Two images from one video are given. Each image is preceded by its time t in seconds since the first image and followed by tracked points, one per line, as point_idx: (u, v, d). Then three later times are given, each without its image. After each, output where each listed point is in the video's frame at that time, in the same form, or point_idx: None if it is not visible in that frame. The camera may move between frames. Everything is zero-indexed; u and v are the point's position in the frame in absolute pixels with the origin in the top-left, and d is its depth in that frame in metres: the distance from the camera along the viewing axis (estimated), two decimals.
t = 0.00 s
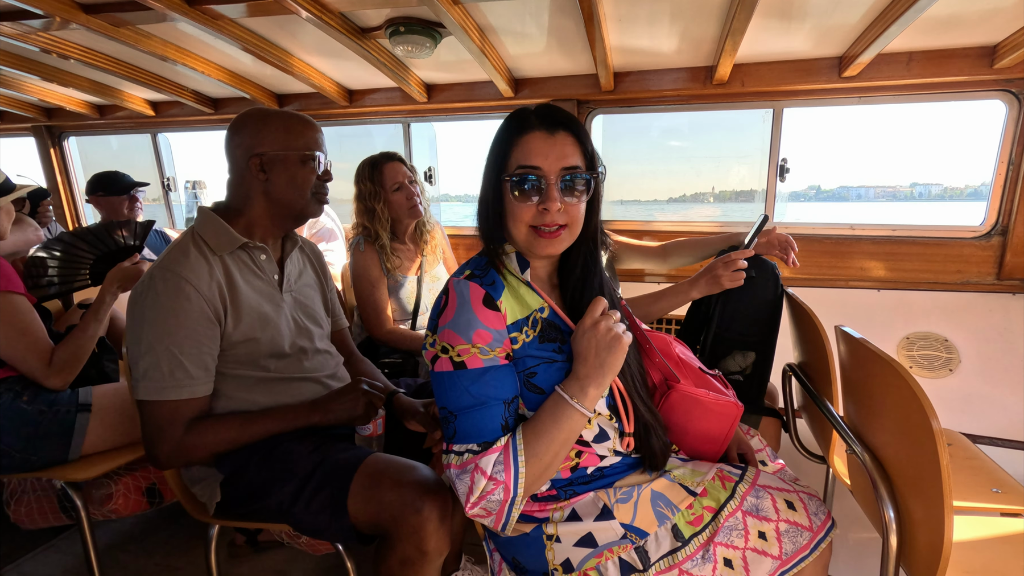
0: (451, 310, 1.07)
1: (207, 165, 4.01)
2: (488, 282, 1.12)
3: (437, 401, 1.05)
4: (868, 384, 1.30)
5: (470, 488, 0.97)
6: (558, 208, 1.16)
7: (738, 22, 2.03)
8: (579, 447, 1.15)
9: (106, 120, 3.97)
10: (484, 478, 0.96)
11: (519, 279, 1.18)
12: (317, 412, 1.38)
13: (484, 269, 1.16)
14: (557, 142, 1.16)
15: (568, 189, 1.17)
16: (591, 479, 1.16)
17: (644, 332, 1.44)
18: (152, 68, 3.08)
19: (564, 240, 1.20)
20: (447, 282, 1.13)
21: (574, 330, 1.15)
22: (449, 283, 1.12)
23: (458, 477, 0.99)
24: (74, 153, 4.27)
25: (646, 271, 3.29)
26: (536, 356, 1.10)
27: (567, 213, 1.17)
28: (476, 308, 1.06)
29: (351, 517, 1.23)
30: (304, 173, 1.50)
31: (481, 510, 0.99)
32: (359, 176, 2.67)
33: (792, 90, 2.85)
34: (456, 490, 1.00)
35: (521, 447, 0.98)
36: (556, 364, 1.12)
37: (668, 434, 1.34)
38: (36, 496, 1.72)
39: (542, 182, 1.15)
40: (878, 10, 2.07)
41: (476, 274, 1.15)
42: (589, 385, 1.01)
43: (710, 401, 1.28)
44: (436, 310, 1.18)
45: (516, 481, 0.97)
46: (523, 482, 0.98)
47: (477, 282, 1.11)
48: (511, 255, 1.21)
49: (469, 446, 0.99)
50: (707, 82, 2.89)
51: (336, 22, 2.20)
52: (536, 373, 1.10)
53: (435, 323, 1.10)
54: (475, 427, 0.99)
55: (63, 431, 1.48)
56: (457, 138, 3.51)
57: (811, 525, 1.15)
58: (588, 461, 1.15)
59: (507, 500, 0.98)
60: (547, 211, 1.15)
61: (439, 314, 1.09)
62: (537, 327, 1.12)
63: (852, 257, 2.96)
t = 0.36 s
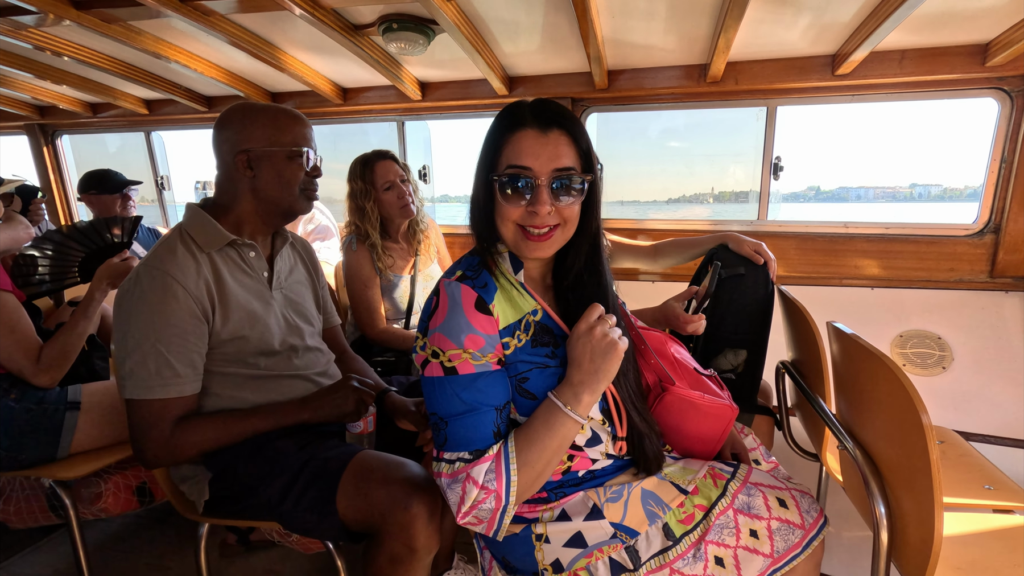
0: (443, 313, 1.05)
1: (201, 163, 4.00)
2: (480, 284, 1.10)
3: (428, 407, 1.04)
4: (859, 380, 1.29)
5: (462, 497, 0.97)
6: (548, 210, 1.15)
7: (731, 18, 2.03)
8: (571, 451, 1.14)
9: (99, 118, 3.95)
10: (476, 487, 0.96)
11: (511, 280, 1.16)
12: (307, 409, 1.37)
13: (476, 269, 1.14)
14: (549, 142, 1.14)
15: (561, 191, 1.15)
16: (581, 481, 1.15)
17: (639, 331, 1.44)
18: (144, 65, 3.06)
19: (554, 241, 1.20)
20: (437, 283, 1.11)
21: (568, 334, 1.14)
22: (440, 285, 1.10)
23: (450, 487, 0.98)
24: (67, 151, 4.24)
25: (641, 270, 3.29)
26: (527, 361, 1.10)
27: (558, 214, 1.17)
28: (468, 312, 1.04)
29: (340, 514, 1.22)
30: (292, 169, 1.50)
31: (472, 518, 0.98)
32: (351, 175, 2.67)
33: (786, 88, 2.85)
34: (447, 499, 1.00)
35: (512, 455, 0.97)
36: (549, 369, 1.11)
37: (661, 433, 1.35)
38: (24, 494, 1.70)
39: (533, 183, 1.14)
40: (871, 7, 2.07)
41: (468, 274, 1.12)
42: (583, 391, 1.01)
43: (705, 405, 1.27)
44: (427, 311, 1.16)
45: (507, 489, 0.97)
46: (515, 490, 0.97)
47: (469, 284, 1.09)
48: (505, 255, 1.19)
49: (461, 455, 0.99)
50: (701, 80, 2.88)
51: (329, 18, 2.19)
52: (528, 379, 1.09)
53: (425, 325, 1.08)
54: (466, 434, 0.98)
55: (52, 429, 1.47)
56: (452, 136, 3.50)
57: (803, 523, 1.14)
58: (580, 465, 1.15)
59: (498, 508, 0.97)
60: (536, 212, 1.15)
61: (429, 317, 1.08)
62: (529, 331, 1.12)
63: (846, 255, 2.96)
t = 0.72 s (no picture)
0: (441, 323, 1.05)
1: (200, 169, 4.01)
2: (478, 294, 1.10)
3: (426, 418, 1.03)
4: (858, 385, 1.30)
5: (461, 509, 0.97)
6: (545, 218, 1.16)
7: (728, 26, 2.04)
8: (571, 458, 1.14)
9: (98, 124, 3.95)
10: (475, 500, 0.96)
11: (509, 288, 1.17)
12: (306, 416, 1.36)
13: (474, 279, 1.14)
14: (546, 150, 1.15)
15: (557, 199, 1.16)
16: (581, 487, 1.14)
17: (636, 338, 1.45)
18: (144, 72, 3.07)
19: (551, 249, 1.21)
20: (435, 293, 1.11)
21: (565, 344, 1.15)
22: (438, 294, 1.09)
23: (449, 498, 0.98)
24: (66, 158, 4.25)
25: (639, 276, 3.30)
26: (526, 371, 1.10)
27: (555, 222, 1.18)
28: (466, 323, 1.04)
29: (339, 521, 1.22)
30: (290, 175, 1.50)
31: (472, 530, 0.98)
32: (355, 179, 2.68)
33: (783, 95, 2.87)
34: (446, 510, 1.00)
35: (512, 466, 0.97)
36: (547, 380, 1.11)
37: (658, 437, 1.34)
38: (21, 502, 1.71)
39: (529, 191, 1.14)
40: (866, 15, 2.09)
41: (465, 284, 1.12)
42: (581, 402, 1.00)
43: (702, 411, 1.27)
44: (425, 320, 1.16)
45: (507, 501, 0.97)
46: (515, 500, 0.97)
47: (467, 295, 1.09)
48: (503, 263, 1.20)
49: (460, 466, 0.98)
50: (698, 87, 2.90)
51: (328, 26, 2.20)
52: (527, 389, 1.09)
53: (424, 335, 1.08)
54: (465, 446, 0.98)
55: (50, 436, 1.46)
56: (450, 142, 3.52)
57: (802, 527, 1.15)
58: (580, 472, 1.14)
59: (497, 519, 0.97)
60: (533, 220, 1.15)
61: (427, 327, 1.07)
62: (527, 341, 1.12)
63: (843, 260, 2.97)
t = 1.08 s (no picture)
0: (446, 330, 1.05)
1: (202, 176, 4.02)
2: (482, 302, 1.10)
3: (431, 425, 1.04)
4: (861, 393, 1.30)
5: (467, 517, 0.97)
6: (545, 225, 1.17)
7: (729, 36, 2.06)
8: (577, 466, 1.14)
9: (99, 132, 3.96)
10: (480, 506, 0.96)
11: (513, 296, 1.17)
12: (311, 424, 1.37)
13: (478, 286, 1.15)
14: (546, 158, 1.16)
15: (558, 208, 1.17)
16: (586, 496, 1.15)
17: (640, 346, 1.45)
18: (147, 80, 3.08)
19: (552, 257, 1.21)
20: (439, 300, 1.11)
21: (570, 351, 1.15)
22: (442, 302, 1.10)
23: (454, 505, 0.99)
24: (68, 164, 4.26)
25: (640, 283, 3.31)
26: (531, 378, 1.10)
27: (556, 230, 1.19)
28: (471, 330, 1.04)
29: (344, 529, 1.22)
30: (294, 184, 1.51)
31: (477, 537, 0.99)
32: (363, 183, 2.70)
33: (782, 104, 2.89)
34: (453, 518, 1.00)
35: (518, 474, 0.97)
36: (552, 387, 1.12)
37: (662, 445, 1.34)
38: (23, 510, 1.69)
39: (530, 199, 1.15)
40: (865, 26, 2.11)
41: (470, 291, 1.13)
42: (586, 408, 1.01)
43: (706, 418, 1.28)
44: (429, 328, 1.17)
45: (513, 508, 0.97)
46: (520, 508, 0.97)
47: (471, 302, 1.09)
48: (506, 271, 1.20)
49: (464, 474, 0.99)
50: (699, 96, 2.92)
51: (332, 35, 2.22)
52: (532, 396, 1.10)
53: (428, 343, 1.09)
54: (470, 452, 0.99)
55: (53, 443, 1.46)
56: (452, 150, 3.54)
57: (806, 535, 1.15)
58: (585, 480, 1.14)
59: (503, 527, 0.97)
60: (534, 228, 1.16)
61: (431, 335, 1.08)
62: (532, 348, 1.13)
63: (843, 268, 2.99)
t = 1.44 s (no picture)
0: (448, 321, 1.06)
1: (201, 180, 4.02)
2: (484, 294, 1.12)
3: (432, 414, 1.04)
4: (858, 398, 1.31)
5: (467, 504, 0.96)
6: (543, 222, 1.17)
7: (726, 42, 2.07)
8: (574, 464, 1.14)
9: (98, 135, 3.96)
10: (482, 492, 0.95)
11: (512, 291, 1.19)
12: (310, 428, 1.36)
13: (479, 280, 1.16)
14: (547, 156, 1.18)
15: (556, 205, 1.18)
16: (584, 497, 1.15)
17: (637, 347, 1.43)
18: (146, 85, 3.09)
19: (550, 255, 1.21)
20: (442, 294, 1.13)
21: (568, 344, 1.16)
22: (445, 294, 1.11)
23: (455, 492, 0.98)
24: (66, 167, 4.25)
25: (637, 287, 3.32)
26: (530, 369, 1.11)
27: (553, 228, 1.19)
28: (472, 319, 1.05)
29: (342, 535, 1.21)
30: (295, 189, 1.51)
31: (477, 526, 0.98)
32: (365, 184, 2.71)
33: (779, 109, 2.91)
34: (453, 506, 0.99)
35: (518, 461, 0.97)
36: (551, 378, 1.12)
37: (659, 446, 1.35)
38: (18, 515, 1.68)
39: (529, 194, 1.16)
40: (861, 32, 2.13)
41: (471, 285, 1.14)
42: (585, 395, 1.01)
43: (702, 418, 1.28)
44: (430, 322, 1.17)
45: (513, 495, 0.96)
46: (521, 495, 0.97)
47: (473, 294, 1.11)
48: (504, 271, 1.21)
49: (465, 461, 0.98)
50: (696, 102, 2.94)
51: (331, 41, 2.23)
52: (531, 387, 1.10)
53: (430, 335, 1.09)
54: (471, 440, 0.98)
55: (36, 451, 1.44)
56: (450, 154, 3.55)
57: (804, 541, 1.15)
58: (582, 478, 1.15)
59: (504, 515, 0.96)
60: (532, 223, 1.17)
61: (434, 327, 1.09)
62: (532, 339, 1.13)
63: (840, 272, 3.00)
